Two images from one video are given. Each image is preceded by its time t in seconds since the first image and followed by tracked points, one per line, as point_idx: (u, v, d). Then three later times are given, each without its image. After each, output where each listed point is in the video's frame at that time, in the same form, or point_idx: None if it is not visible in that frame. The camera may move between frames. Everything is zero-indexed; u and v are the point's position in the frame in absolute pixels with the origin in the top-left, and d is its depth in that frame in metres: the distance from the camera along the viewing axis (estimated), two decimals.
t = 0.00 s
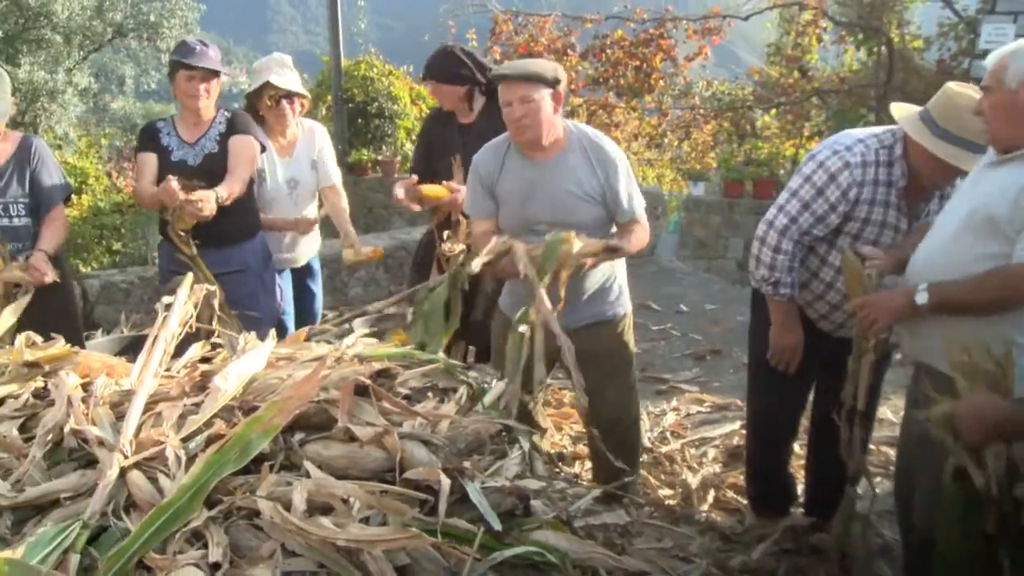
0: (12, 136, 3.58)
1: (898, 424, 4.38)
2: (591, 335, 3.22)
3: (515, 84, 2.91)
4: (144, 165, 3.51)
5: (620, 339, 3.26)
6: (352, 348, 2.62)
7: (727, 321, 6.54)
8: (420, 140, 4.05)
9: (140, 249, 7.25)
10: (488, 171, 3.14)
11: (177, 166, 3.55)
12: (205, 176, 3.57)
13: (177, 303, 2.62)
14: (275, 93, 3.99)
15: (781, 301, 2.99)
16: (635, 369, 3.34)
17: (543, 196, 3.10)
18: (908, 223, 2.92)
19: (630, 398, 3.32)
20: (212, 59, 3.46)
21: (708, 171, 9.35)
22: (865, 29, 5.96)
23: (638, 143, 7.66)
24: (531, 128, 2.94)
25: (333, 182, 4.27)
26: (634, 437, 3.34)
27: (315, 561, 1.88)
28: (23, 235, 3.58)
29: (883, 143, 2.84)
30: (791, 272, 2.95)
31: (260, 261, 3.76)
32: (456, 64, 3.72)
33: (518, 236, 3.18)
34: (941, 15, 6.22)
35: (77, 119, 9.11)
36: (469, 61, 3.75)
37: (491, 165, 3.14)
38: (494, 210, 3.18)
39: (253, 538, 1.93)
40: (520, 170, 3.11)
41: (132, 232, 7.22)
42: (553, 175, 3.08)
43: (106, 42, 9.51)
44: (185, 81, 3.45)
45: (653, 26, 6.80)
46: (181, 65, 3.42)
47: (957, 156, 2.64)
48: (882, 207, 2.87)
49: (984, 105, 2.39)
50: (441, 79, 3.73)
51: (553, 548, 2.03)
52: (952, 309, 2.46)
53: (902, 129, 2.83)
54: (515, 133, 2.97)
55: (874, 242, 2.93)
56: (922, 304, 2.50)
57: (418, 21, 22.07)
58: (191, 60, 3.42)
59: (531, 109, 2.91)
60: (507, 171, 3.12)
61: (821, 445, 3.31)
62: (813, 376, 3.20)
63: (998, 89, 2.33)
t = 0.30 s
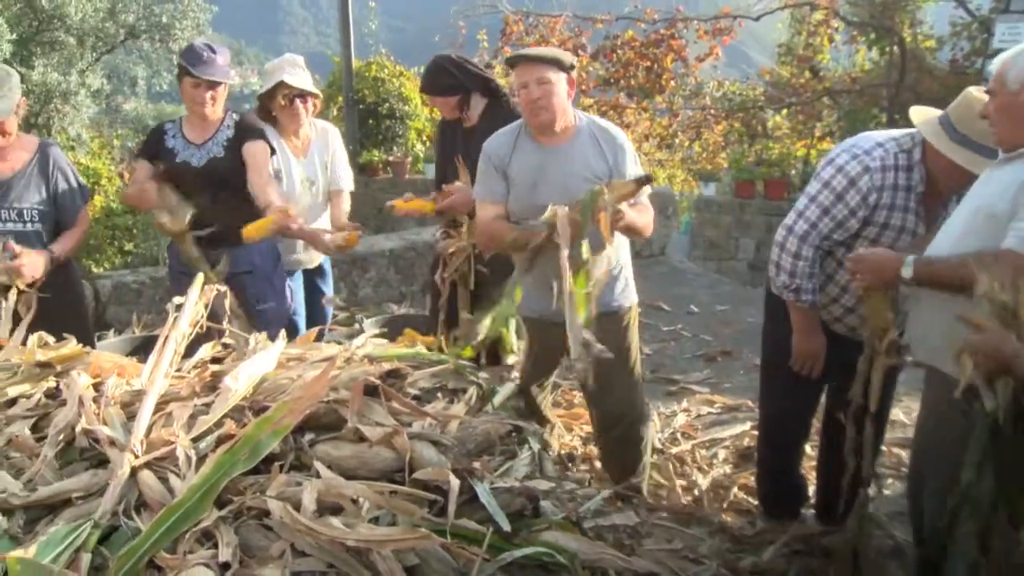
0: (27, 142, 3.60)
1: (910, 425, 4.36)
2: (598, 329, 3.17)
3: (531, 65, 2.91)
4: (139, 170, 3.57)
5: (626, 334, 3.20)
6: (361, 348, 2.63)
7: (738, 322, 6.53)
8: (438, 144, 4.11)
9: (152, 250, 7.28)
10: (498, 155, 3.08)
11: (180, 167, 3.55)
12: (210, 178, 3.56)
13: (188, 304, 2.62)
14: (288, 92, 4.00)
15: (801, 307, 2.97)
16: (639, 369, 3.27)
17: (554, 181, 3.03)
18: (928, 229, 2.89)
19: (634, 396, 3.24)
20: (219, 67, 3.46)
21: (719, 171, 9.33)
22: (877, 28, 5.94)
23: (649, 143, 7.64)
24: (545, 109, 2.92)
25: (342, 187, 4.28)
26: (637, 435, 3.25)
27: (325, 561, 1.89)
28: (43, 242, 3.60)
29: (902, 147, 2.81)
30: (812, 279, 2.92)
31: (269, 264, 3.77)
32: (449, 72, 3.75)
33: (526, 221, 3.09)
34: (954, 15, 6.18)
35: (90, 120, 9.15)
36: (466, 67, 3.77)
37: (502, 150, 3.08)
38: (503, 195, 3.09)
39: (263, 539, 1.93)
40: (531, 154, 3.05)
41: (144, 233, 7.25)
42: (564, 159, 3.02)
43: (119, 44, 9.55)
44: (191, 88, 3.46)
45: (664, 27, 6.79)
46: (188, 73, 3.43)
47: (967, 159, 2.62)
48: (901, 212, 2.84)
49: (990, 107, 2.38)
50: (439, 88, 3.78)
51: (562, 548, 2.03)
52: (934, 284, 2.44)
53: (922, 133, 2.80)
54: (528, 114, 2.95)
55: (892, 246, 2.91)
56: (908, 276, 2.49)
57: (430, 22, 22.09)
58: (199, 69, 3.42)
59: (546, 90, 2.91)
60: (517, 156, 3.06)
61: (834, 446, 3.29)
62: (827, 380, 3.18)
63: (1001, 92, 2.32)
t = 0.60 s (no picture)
0: (37, 144, 3.63)
1: (922, 428, 4.35)
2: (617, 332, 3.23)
3: (578, 63, 3.01)
4: (151, 173, 3.59)
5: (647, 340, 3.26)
6: (373, 349, 2.63)
7: (750, 323, 6.51)
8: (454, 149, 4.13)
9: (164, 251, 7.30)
10: (535, 144, 3.20)
11: (194, 168, 3.57)
12: (221, 179, 3.59)
13: (199, 304, 2.63)
14: (299, 94, 4.02)
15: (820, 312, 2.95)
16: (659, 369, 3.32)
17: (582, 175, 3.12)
18: (942, 230, 2.88)
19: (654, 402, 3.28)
20: (231, 70, 3.47)
21: (731, 172, 9.31)
22: (890, 29, 5.92)
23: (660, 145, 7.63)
24: (588, 107, 3.02)
25: (354, 187, 4.28)
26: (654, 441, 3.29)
27: (335, 562, 1.89)
28: (54, 243, 3.62)
29: (915, 148, 2.79)
30: (828, 284, 2.92)
31: (278, 266, 3.78)
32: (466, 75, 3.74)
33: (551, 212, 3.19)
34: (967, 15, 6.15)
35: (103, 123, 9.19)
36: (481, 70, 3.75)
37: (539, 140, 3.20)
38: (532, 184, 3.20)
39: (274, 539, 1.94)
40: (565, 148, 3.15)
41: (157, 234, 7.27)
42: (595, 156, 3.11)
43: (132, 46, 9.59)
44: (203, 91, 3.48)
45: (675, 28, 6.78)
46: (200, 77, 3.44)
47: (977, 160, 2.62)
48: (915, 214, 2.83)
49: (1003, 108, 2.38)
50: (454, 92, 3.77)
51: (572, 550, 2.04)
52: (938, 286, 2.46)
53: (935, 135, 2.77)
54: (568, 107, 3.05)
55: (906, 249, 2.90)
56: (914, 281, 2.50)
57: (442, 24, 22.13)
58: (210, 72, 3.44)
59: (590, 88, 3.01)
60: (552, 148, 3.17)
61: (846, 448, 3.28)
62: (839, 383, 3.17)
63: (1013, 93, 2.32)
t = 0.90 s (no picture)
0: (47, 145, 3.64)
1: (933, 430, 4.33)
2: (634, 336, 3.22)
3: (614, 62, 3.02)
4: (171, 173, 3.61)
5: (663, 345, 3.26)
6: (382, 349, 2.64)
7: (759, 325, 6.50)
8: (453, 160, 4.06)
9: (174, 251, 7.32)
10: (565, 138, 3.23)
11: (207, 168, 3.59)
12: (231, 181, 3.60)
13: (210, 304, 2.64)
14: (307, 94, 4.01)
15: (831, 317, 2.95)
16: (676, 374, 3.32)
17: (606, 175, 3.15)
18: (952, 230, 2.87)
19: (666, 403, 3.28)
20: (239, 70, 3.48)
21: (741, 173, 9.29)
22: (901, 30, 5.89)
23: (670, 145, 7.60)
24: (621, 107, 3.04)
25: (365, 187, 4.29)
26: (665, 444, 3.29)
27: (345, 561, 1.90)
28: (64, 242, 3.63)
29: (922, 150, 2.79)
30: (840, 290, 2.92)
31: (287, 264, 3.79)
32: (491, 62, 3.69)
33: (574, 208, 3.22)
34: (980, 15, 6.11)
35: (114, 123, 9.22)
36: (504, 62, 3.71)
37: (570, 135, 3.23)
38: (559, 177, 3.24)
39: (284, 538, 1.94)
40: (594, 145, 3.18)
41: (167, 234, 7.29)
42: (622, 155, 3.13)
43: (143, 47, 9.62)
44: (211, 91, 3.48)
45: (685, 29, 6.76)
46: (209, 77, 3.46)
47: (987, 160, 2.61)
48: (924, 216, 2.82)
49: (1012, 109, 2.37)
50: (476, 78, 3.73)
51: (581, 551, 2.04)
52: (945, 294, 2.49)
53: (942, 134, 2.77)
54: (599, 106, 3.08)
55: (917, 251, 2.89)
56: (926, 289, 2.52)
57: (451, 25, 22.11)
58: (218, 71, 3.45)
59: (624, 87, 3.03)
60: (581, 144, 3.19)
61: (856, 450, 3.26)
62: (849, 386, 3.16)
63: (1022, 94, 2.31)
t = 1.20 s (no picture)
0: (68, 147, 3.66)
1: (952, 434, 4.30)
2: (649, 336, 3.21)
3: (630, 62, 3.03)
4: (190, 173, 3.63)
5: (678, 346, 3.25)
6: (400, 349, 2.64)
7: (777, 327, 6.48)
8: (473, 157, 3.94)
9: (193, 250, 7.35)
10: (580, 137, 3.23)
11: (226, 168, 3.61)
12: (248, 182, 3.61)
13: (229, 303, 2.65)
14: (325, 95, 4.03)
15: (846, 321, 2.94)
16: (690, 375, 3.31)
17: (621, 174, 3.15)
18: (968, 234, 2.85)
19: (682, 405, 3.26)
20: (253, 66, 3.49)
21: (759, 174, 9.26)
22: (922, 31, 5.86)
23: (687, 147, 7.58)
24: (637, 107, 3.05)
25: (382, 187, 4.29)
26: (680, 447, 3.27)
27: (362, 561, 1.90)
28: (83, 242, 3.65)
29: (937, 154, 2.77)
30: (853, 296, 2.91)
31: (306, 266, 3.81)
32: (522, 61, 3.70)
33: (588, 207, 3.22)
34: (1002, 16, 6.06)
35: (134, 123, 9.27)
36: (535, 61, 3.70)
37: (584, 134, 3.23)
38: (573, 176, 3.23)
39: (302, 537, 1.95)
40: (609, 144, 3.18)
41: (186, 233, 7.32)
42: (637, 155, 3.13)
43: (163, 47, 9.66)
44: (230, 88, 3.51)
45: (703, 30, 6.74)
46: (223, 76, 3.50)
47: (1002, 162, 2.58)
48: (939, 220, 2.80)
49: None
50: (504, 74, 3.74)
51: (598, 552, 2.04)
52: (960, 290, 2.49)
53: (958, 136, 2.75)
54: (615, 105, 3.08)
55: (933, 254, 2.87)
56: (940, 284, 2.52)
57: (469, 25, 22.13)
58: (231, 70, 3.48)
59: (640, 88, 3.03)
60: (596, 143, 3.19)
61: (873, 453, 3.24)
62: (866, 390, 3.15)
63: None
